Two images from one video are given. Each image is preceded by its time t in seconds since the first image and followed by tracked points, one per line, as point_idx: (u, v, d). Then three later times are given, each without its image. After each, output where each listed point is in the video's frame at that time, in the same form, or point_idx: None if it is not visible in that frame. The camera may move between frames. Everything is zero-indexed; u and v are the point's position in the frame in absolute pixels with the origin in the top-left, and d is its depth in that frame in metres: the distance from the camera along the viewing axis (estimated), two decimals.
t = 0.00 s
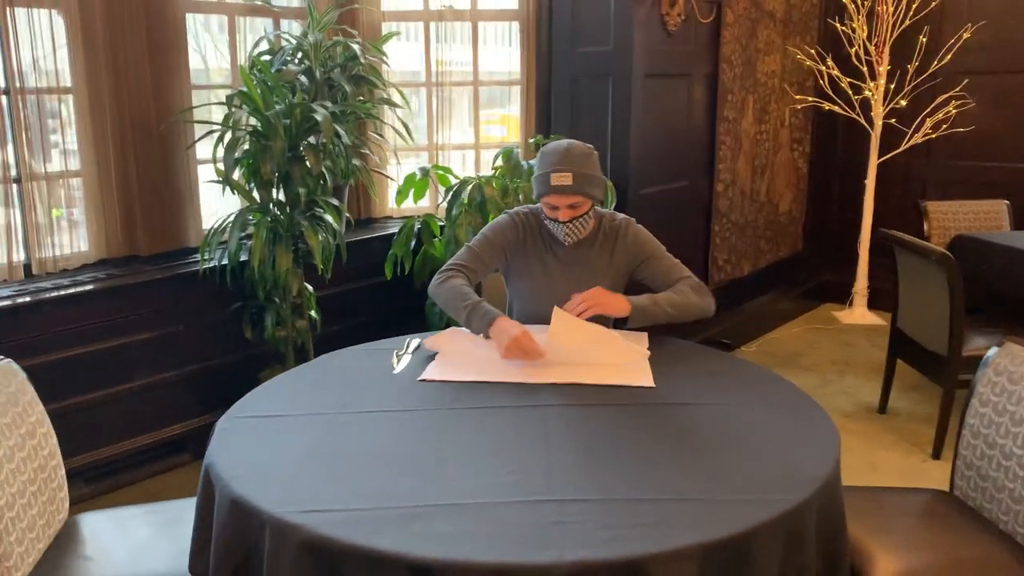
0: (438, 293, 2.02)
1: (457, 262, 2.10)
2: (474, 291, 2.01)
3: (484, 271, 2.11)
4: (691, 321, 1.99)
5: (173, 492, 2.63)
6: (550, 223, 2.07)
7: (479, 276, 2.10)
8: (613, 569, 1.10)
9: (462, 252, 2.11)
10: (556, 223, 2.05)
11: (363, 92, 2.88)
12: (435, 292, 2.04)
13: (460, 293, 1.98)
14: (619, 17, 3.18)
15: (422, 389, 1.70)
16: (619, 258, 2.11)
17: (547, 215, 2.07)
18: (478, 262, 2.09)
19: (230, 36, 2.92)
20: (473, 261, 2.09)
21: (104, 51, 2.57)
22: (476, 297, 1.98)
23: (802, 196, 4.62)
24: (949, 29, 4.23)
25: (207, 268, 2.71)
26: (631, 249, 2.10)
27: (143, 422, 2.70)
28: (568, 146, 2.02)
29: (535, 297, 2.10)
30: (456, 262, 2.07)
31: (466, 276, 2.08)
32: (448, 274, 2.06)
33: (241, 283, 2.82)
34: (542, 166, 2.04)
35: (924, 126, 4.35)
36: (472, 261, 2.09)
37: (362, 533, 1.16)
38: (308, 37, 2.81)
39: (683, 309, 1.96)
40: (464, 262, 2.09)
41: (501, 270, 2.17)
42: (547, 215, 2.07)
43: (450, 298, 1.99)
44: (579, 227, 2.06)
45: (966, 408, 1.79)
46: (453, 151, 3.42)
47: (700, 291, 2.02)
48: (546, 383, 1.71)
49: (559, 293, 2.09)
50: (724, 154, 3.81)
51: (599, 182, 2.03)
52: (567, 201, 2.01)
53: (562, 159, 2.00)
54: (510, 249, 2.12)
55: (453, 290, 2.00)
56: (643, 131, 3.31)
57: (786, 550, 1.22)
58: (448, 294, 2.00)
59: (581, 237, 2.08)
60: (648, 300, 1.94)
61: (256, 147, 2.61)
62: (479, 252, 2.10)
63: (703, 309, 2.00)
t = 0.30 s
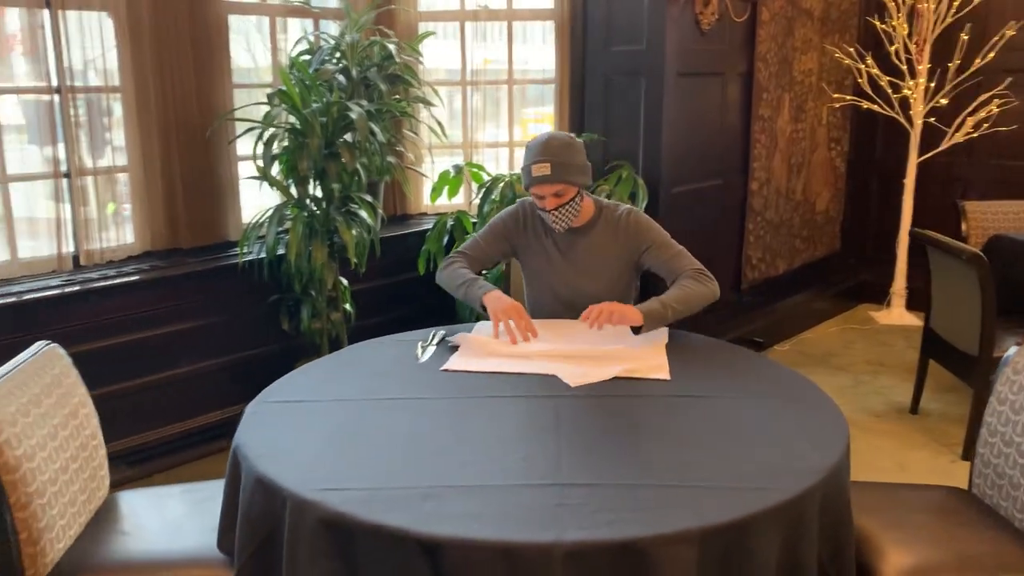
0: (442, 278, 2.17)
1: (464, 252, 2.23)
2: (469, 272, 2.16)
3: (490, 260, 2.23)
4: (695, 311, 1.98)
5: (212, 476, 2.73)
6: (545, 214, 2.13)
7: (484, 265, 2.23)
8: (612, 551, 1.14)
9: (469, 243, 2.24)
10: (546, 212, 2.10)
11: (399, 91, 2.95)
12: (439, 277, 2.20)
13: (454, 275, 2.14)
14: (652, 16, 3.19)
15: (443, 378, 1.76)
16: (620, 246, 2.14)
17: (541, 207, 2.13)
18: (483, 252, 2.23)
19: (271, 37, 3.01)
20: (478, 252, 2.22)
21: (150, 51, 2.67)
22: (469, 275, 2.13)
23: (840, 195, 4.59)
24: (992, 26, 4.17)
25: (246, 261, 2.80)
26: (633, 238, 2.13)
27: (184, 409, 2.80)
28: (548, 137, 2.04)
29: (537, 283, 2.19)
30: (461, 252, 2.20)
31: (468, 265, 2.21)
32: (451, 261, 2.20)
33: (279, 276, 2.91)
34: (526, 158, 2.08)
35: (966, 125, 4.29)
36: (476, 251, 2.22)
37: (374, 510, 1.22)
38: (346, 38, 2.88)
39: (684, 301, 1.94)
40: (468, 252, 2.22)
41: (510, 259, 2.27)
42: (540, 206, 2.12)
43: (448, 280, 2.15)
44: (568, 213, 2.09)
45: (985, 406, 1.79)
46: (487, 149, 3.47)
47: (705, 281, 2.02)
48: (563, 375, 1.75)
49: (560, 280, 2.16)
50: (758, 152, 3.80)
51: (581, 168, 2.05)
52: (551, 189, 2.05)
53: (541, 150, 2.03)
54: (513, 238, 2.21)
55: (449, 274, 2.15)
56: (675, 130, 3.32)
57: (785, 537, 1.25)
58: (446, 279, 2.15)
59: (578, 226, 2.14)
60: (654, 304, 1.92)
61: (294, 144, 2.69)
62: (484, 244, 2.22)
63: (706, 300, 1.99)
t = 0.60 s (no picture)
0: (482, 291, 2.18)
1: (497, 262, 2.26)
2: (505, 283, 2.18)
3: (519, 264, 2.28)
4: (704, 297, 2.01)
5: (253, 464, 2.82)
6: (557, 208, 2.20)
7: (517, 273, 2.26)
8: (617, 537, 1.18)
9: (501, 253, 2.28)
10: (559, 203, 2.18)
11: (436, 92, 3.01)
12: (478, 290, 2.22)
13: (489, 287, 2.16)
14: (690, 16, 3.20)
15: (467, 371, 1.81)
16: (629, 236, 2.21)
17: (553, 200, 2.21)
18: (514, 260, 2.26)
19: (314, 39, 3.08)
20: (511, 260, 2.26)
21: (196, 53, 2.77)
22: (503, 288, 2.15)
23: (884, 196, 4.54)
24: None
25: (287, 256, 2.89)
26: (641, 228, 2.20)
27: (227, 398, 2.90)
28: (555, 130, 2.12)
29: (553, 277, 2.28)
30: (495, 264, 2.23)
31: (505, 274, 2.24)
32: (488, 274, 2.22)
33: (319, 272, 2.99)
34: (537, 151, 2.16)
35: (1015, 125, 4.20)
36: (508, 260, 2.25)
37: (390, 495, 1.27)
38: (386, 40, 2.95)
39: (697, 289, 1.97)
40: (501, 262, 2.25)
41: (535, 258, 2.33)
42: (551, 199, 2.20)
43: (484, 293, 2.17)
44: (580, 202, 2.15)
45: (1011, 407, 1.78)
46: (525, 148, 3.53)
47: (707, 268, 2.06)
48: (584, 370, 1.79)
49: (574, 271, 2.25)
50: (798, 152, 3.78)
51: (590, 158, 2.12)
52: (564, 177, 2.12)
53: (550, 142, 2.11)
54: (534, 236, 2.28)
55: (486, 287, 2.18)
56: (712, 130, 3.33)
57: (792, 529, 1.27)
58: (483, 291, 2.18)
59: (589, 218, 2.21)
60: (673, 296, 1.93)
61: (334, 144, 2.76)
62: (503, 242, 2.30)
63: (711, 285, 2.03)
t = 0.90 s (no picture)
0: (488, 284, 2.29)
1: (506, 255, 2.35)
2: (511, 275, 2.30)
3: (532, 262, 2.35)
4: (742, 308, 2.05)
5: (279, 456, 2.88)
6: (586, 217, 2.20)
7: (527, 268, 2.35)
8: (607, 532, 1.20)
9: (511, 246, 2.36)
10: (587, 212, 2.18)
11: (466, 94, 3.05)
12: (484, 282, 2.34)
13: (497, 280, 2.28)
14: (721, 20, 3.18)
15: (478, 368, 1.84)
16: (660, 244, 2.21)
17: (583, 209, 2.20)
18: (524, 255, 2.34)
19: (348, 42, 3.15)
20: (517, 253, 2.34)
21: (232, 54, 2.85)
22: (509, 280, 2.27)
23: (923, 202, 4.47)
24: None
25: (317, 254, 2.95)
26: (672, 237, 2.21)
27: (256, 392, 2.97)
28: (585, 139, 2.10)
29: (580, 283, 2.28)
30: (502, 256, 2.33)
31: (511, 267, 2.34)
32: (494, 265, 2.33)
33: (348, 271, 3.05)
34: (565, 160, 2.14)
35: None
36: (516, 255, 2.34)
37: (390, 485, 1.31)
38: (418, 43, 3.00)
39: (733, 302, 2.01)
40: (509, 256, 2.34)
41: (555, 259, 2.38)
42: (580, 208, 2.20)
43: (491, 285, 2.29)
44: (606, 214, 2.17)
45: None
46: (555, 149, 3.56)
47: (749, 278, 2.09)
48: (594, 369, 1.81)
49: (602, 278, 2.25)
50: (832, 157, 3.74)
51: (619, 169, 2.11)
52: (590, 191, 2.12)
53: (579, 153, 2.09)
54: (555, 239, 2.32)
55: (492, 280, 2.29)
56: (743, 134, 3.31)
57: (785, 531, 1.28)
58: (490, 284, 2.30)
59: (620, 227, 2.22)
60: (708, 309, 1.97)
61: (364, 145, 2.81)
62: (530, 247, 2.33)
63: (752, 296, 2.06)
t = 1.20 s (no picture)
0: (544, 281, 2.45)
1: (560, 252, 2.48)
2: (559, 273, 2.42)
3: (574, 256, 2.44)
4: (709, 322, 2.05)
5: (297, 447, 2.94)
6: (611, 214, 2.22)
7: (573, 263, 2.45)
8: (593, 521, 1.23)
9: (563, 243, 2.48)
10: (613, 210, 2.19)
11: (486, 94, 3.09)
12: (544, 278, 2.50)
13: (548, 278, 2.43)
14: (742, 22, 3.19)
15: (484, 362, 1.87)
16: (676, 248, 2.20)
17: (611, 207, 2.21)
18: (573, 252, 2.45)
19: (371, 42, 3.20)
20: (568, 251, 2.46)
21: (258, 53, 2.91)
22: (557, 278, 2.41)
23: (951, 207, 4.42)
24: None
25: (337, 250, 3.00)
26: (684, 241, 2.19)
27: (276, 384, 3.03)
28: (620, 140, 2.10)
29: (605, 277, 2.32)
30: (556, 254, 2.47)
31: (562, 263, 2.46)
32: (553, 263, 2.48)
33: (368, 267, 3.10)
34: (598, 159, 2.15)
35: None
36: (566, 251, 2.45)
37: (387, 472, 1.35)
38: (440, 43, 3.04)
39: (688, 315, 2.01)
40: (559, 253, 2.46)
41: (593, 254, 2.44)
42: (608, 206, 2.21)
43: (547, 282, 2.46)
44: (632, 214, 2.17)
45: None
46: (576, 150, 3.59)
47: (724, 295, 2.05)
48: (597, 365, 1.83)
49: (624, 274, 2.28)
50: (855, 160, 3.73)
51: (649, 175, 2.10)
52: (617, 192, 2.11)
53: (612, 154, 2.09)
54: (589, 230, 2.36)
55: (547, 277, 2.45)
56: (763, 136, 3.31)
57: (772, 525, 1.30)
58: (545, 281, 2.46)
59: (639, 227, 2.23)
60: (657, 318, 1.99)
61: (384, 144, 2.85)
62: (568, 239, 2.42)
63: (724, 312, 2.05)
